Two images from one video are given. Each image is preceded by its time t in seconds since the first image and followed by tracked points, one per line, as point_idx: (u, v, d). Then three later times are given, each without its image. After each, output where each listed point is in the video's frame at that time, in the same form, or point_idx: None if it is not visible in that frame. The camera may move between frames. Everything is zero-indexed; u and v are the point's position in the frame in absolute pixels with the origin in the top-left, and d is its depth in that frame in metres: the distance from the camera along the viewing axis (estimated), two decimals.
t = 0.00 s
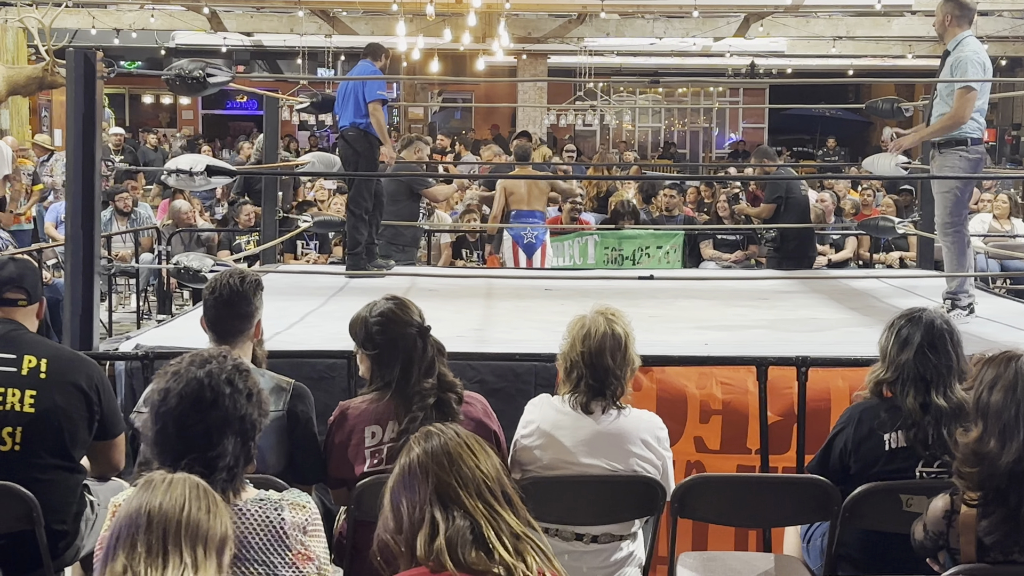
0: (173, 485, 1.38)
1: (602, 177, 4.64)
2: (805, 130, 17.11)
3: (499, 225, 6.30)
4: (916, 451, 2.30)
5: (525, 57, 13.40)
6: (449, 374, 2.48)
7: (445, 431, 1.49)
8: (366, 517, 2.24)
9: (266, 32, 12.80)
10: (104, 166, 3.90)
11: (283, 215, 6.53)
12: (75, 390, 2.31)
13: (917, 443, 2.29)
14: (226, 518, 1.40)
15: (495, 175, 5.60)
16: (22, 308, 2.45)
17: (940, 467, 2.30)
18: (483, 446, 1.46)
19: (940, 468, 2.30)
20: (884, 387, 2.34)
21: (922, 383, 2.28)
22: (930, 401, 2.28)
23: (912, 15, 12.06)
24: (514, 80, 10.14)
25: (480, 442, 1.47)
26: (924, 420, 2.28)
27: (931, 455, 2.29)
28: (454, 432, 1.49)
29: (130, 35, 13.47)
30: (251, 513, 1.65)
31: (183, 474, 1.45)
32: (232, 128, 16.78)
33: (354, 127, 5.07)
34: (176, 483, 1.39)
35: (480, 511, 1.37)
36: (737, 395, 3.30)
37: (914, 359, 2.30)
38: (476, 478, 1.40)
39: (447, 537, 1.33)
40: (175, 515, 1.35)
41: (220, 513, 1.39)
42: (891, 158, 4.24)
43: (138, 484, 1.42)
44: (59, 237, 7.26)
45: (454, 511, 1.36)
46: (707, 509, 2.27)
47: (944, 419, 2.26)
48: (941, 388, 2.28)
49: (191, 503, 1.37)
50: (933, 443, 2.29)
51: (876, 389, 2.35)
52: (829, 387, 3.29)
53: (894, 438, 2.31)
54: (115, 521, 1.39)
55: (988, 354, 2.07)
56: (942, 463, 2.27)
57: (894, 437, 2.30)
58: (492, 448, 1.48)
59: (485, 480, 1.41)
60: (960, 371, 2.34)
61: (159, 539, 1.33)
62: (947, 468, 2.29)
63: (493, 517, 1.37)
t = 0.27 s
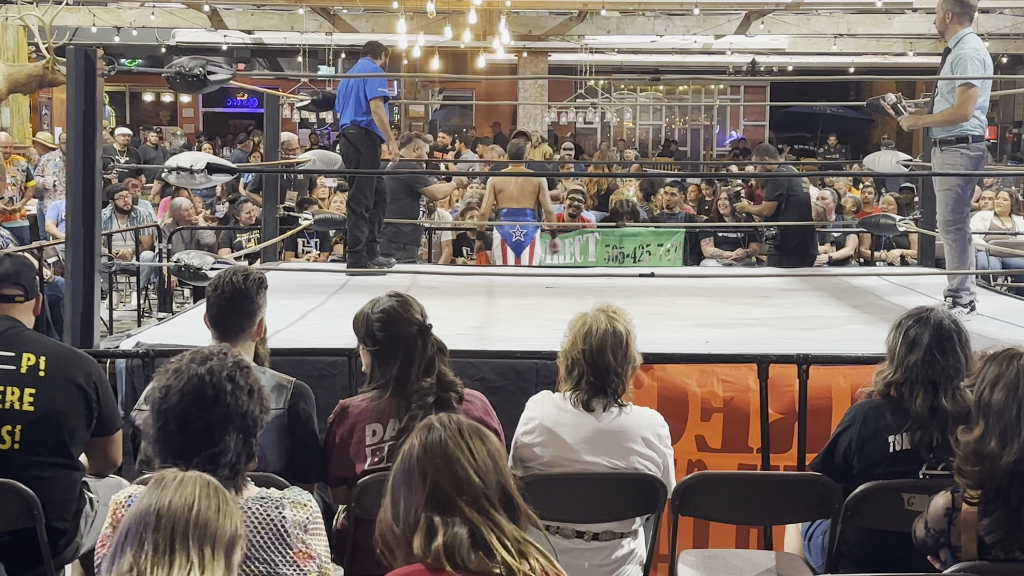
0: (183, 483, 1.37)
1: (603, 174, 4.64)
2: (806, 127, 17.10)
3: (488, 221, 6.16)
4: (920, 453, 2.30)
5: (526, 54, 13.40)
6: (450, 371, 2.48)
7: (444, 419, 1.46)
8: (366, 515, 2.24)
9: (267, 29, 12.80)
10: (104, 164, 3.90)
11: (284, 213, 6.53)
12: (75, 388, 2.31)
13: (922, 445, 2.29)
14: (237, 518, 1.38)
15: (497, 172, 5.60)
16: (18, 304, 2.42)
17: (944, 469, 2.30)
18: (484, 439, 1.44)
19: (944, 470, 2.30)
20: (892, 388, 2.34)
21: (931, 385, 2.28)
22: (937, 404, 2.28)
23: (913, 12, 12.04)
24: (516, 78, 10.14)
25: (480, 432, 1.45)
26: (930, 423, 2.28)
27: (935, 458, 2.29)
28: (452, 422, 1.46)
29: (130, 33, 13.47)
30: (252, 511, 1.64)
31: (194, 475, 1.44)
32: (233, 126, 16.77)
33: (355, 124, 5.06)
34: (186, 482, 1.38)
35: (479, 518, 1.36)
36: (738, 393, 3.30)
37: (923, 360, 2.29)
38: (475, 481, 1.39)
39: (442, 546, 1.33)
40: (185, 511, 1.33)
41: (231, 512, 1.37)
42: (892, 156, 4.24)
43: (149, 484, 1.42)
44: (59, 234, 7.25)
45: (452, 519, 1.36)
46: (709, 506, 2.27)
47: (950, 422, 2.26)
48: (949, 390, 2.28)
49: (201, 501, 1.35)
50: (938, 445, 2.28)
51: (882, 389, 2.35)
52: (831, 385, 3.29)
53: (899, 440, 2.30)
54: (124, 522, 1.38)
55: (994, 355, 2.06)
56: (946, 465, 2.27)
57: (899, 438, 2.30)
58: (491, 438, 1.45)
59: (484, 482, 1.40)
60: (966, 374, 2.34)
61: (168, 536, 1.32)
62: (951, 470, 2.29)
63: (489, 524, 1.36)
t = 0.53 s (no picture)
0: (212, 480, 1.37)
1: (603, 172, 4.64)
2: (807, 126, 17.09)
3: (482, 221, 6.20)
4: (919, 448, 2.30)
5: (527, 53, 13.40)
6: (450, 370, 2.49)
7: (423, 431, 1.33)
8: (367, 513, 2.24)
9: (267, 28, 12.80)
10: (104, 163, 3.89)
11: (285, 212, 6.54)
12: (79, 389, 2.32)
13: (920, 440, 2.29)
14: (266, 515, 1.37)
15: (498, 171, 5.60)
16: (24, 304, 2.44)
17: (943, 464, 2.30)
18: (451, 460, 1.28)
19: (943, 465, 2.30)
20: (887, 383, 2.34)
21: (927, 378, 2.29)
22: (933, 398, 2.28)
23: (913, 10, 12.04)
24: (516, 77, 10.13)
25: (453, 449, 1.29)
26: (928, 417, 2.28)
27: (934, 452, 2.29)
28: (428, 436, 1.32)
29: (130, 32, 13.47)
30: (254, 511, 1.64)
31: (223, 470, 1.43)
32: (233, 125, 16.77)
33: (355, 123, 5.06)
34: (215, 478, 1.37)
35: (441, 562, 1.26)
36: (738, 391, 3.29)
37: (917, 355, 2.30)
38: (434, 518, 1.26)
39: None
40: (213, 508, 1.33)
41: (259, 511, 1.36)
42: (893, 155, 4.24)
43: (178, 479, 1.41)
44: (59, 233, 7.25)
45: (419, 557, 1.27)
46: (709, 504, 2.27)
47: (947, 414, 2.27)
48: (945, 383, 2.29)
49: (230, 499, 1.34)
50: (936, 440, 2.29)
51: (878, 386, 2.35)
52: (830, 384, 3.29)
53: (897, 435, 2.31)
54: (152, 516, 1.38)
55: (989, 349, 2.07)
56: (945, 460, 2.27)
57: (896, 434, 2.30)
58: (465, 456, 1.28)
59: (445, 519, 1.26)
60: (962, 367, 2.35)
61: (195, 533, 1.31)
62: (950, 464, 2.29)
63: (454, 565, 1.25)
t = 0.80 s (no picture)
0: (238, 476, 1.37)
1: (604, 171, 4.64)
2: (807, 124, 17.08)
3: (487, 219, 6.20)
4: (918, 447, 2.30)
5: (527, 51, 13.40)
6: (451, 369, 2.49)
7: (420, 431, 1.33)
8: (367, 512, 2.24)
9: (267, 26, 12.80)
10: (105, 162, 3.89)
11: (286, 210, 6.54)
12: (87, 391, 2.33)
13: (919, 439, 2.29)
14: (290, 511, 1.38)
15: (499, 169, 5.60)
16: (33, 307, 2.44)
17: (942, 463, 2.30)
18: (448, 461, 1.28)
19: (943, 464, 2.30)
20: (886, 382, 2.35)
21: (926, 377, 2.29)
22: (933, 397, 2.28)
23: (914, 9, 12.03)
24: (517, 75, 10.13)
25: (449, 451, 1.29)
26: (926, 416, 2.28)
27: (933, 451, 2.29)
28: (425, 436, 1.31)
29: (131, 30, 13.47)
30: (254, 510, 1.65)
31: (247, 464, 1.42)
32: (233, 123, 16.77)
33: (359, 121, 5.06)
34: (241, 475, 1.37)
35: (435, 564, 1.27)
36: (738, 390, 3.30)
37: (917, 354, 2.30)
38: (428, 521, 1.27)
39: None
40: (240, 506, 1.33)
41: (284, 508, 1.37)
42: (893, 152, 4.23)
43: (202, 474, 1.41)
44: (59, 232, 7.26)
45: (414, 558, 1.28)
46: (709, 502, 2.27)
47: (947, 414, 2.27)
48: (944, 382, 2.29)
49: (256, 496, 1.35)
50: (935, 439, 2.29)
51: (877, 384, 2.35)
52: (830, 383, 3.29)
53: (896, 434, 2.31)
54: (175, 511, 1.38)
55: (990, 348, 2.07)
56: (944, 459, 2.27)
57: (896, 432, 2.30)
58: (461, 458, 1.28)
59: (440, 522, 1.26)
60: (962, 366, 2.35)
61: (221, 530, 1.32)
62: (950, 463, 2.29)
63: (449, 567, 1.26)
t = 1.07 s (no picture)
0: (245, 477, 1.37)
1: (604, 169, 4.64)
2: (808, 123, 17.08)
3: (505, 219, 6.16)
4: (921, 448, 2.31)
5: (527, 50, 13.40)
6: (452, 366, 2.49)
7: (424, 419, 1.35)
8: (368, 511, 2.24)
9: (268, 25, 12.80)
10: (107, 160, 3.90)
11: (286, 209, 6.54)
12: (87, 393, 2.33)
13: (922, 440, 2.30)
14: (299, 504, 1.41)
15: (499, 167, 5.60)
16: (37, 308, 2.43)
17: (945, 464, 2.30)
18: (453, 448, 1.30)
19: (945, 465, 2.31)
20: (890, 382, 2.34)
21: (929, 376, 2.29)
22: (936, 397, 2.28)
23: (915, 8, 12.02)
24: (518, 74, 10.13)
25: (454, 438, 1.32)
26: (930, 416, 2.28)
27: (937, 452, 2.30)
28: (431, 423, 1.34)
29: (131, 29, 13.47)
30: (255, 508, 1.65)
31: (249, 452, 1.42)
32: (234, 122, 16.78)
33: (362, 121, 5.06)
34: (248, 475, 1.37)
35: (438, 550, 1.28)
36: (739, 389, 3.30)
37: (919, 353, 2.30)
38: (433, 507, 1.28)
39: None
40: (250, 515, 1.35)
41: (294, 503, 1.39)
42: (894, 152, 4.23)
43: (204, 461, 1.41)
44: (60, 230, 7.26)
45: (416, 545, 1.30)
46: (710, 502, 2.27)
47: (950, 414, 2.28)
48: (946, 380, 2.29)
49: (266, 499, 1.36)
50: (938, 439, 2.29)
51: (880, 385, 2.35)
52: (830, 381, 3.30)
53: (899, 435, 2.31)
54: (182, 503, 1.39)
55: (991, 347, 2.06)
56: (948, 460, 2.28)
57: (899, 433, 2.30)
58: (466, 445, 1.31)
59: (445, 507, 1.28)
60: (964, 365, 2.35)
61: (234, 542, 1.35)
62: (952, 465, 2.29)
63: (452, 552, 1.28)
